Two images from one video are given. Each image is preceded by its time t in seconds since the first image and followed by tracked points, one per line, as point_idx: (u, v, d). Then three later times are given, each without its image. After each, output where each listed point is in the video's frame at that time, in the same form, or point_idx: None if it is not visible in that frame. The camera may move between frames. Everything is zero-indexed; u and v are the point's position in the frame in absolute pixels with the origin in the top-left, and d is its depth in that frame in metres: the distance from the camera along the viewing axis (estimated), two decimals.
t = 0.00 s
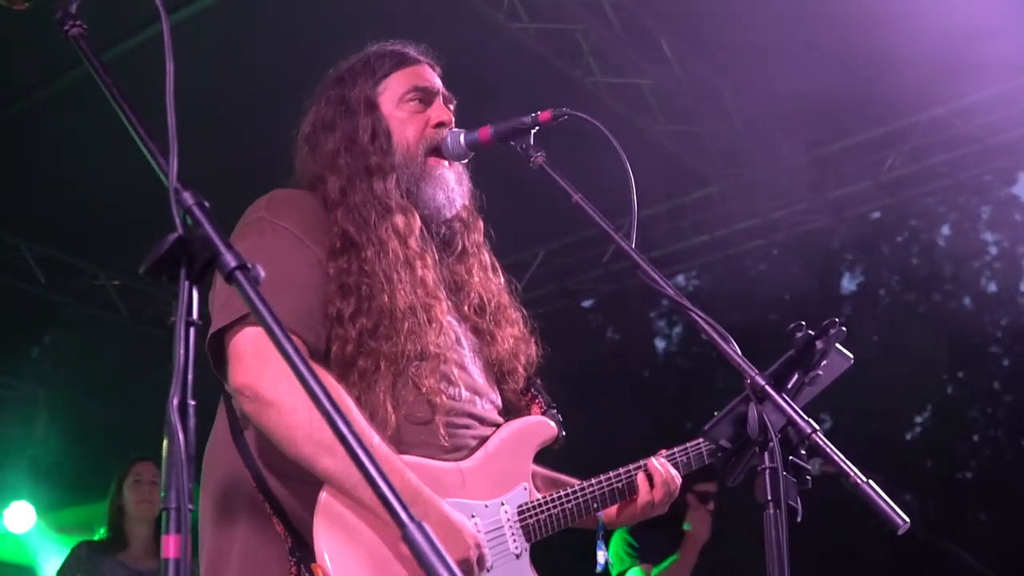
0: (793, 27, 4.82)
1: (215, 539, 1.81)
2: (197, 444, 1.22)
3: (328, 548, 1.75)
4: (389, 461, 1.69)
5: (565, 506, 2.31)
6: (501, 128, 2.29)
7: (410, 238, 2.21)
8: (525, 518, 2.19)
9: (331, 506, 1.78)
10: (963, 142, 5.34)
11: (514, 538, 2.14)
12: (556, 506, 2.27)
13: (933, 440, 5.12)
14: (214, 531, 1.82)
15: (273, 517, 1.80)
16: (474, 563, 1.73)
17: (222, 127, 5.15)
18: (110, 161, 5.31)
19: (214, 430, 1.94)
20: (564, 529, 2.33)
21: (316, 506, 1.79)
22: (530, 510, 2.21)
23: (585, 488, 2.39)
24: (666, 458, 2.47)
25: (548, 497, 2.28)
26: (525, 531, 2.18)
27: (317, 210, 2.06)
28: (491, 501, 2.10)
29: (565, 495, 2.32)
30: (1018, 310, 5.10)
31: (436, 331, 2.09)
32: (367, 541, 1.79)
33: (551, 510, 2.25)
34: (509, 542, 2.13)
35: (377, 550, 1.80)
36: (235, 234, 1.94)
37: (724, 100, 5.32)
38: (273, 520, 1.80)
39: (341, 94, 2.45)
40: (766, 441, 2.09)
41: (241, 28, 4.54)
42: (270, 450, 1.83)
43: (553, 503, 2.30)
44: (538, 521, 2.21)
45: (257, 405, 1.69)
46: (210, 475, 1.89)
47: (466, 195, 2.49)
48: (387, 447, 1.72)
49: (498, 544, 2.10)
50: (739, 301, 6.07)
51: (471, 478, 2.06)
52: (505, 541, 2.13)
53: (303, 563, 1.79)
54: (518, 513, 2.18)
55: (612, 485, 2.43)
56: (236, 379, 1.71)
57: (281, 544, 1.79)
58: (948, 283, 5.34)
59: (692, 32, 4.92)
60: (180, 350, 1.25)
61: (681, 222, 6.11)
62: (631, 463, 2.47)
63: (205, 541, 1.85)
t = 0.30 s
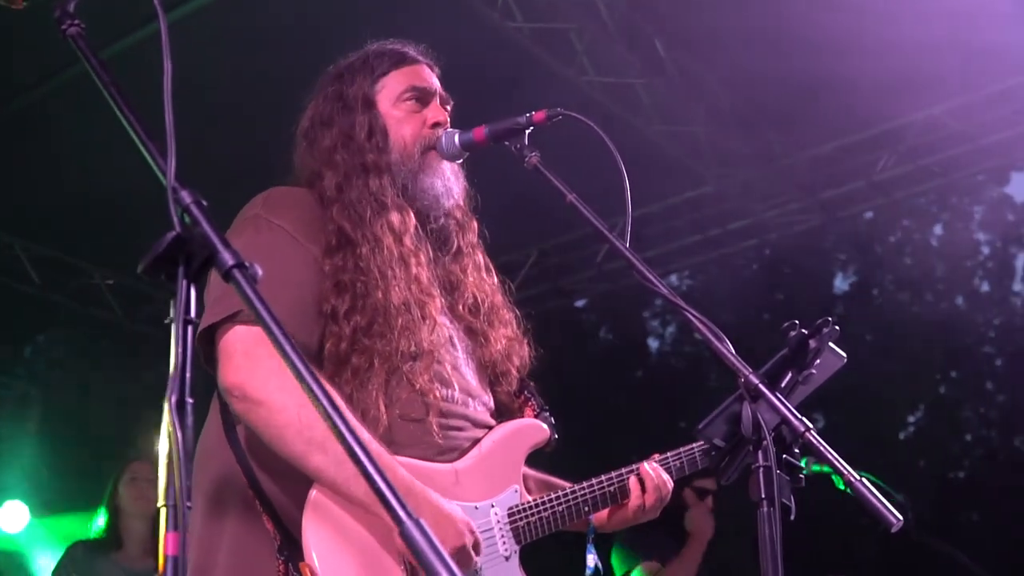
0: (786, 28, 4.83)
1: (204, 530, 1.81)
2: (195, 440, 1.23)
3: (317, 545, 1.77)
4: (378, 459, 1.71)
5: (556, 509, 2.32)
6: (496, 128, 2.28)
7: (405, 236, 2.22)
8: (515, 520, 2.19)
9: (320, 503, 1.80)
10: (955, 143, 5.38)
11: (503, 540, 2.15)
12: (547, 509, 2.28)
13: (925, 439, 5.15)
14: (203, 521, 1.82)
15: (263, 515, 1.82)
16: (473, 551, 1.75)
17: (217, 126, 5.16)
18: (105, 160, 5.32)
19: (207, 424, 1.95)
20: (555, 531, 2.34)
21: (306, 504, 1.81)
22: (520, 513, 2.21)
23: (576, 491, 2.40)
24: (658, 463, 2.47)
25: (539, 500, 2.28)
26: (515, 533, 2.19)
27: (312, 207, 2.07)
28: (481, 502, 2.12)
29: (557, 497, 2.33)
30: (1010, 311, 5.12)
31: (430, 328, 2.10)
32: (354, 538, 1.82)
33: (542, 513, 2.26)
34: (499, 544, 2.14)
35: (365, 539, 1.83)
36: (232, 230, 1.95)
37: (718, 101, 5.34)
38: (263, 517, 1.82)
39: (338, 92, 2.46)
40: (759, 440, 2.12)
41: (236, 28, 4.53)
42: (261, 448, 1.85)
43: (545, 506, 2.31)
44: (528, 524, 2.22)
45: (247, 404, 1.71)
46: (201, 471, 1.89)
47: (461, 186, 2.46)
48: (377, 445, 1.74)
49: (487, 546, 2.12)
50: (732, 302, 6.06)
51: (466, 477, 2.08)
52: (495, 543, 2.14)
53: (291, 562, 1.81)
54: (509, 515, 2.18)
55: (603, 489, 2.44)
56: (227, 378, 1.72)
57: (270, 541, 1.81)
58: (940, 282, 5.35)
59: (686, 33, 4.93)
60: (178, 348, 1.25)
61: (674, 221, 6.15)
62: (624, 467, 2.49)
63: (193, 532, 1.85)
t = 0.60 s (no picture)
0: (778, 29, 4.85)
1: (190, 532, 1.81)
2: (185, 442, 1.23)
3: (301, 545, 1.78)
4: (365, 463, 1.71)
5: (544, 513, 2.33)
6: (487, 131, 2.28)
7: (394, 239, 2.22)
8: (503, 523, 2.20)
9: (306, 503, 1.81)
10: (946, 143, 5.38)
11: (490, 544, 2.15)
12: (535, 512, 2.29)
13: (917, 440, 5.19)
14: (190, 523, 1.82)
15: (248, 517, 1.83)
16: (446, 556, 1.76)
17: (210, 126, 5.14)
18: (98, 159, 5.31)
19: (197, 424, 1.96)
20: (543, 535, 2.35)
21: (290, 505, 1.81)
22: (508, 516, 2.21)
23: (565, 496, 2.41)
24: (648, 466, 2.48)
25: (527, 503, 2.29)
26: (502, 536, 2.19)
27: (305, 208, 2.08)
28: (468, 506, 2.12)
29: (545, 502, 2.34)
30: (1001, 310, 5.19)
31: (419, 331, 2.10)
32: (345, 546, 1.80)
33: (529, 516, 2.27)
34: (485, 548, 2.14)
35: (355, 552, 1.80)
36: (223, 232, 1.96)
37: (710, 102, 5.36)
38: (249, 519, 1.83)
39: (330, 95, 2.46)
40: (749, 441, 2.12)
41: (229, 28, 4.52)
42: (249, 451, 1.85)
43: (533, 509, 2.31)
44: (515, 527, 2.22)
45: (237, 402, 1.71)
46: (189, 472, 1.89)
47: (453, 196, 2.48)
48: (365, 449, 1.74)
49: (473, 549, 2.12)
50: (725, 302, 6.08)
51: (452, 479, 2.08)
52: (480, 547, 2.14)
53: (275, 564, 1.81)
54: (496, 518, 2.19)
55: (593, 493, 2.46)
56: (218, 377, 1.73)
57: (255, 543, 1.82)
58: (932, 282, 5.43)
59: (679, 34, 4.94)
60: (168, 352, 1.25)
61: (666, 221, 6.15)
62: (614, 471, 2.50)
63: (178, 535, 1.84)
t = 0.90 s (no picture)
0: (769, 29, 4.86)
1: (184, 530, 1.83)
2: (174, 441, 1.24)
3: (294, 543, 1.78)
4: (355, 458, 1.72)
5: (536, 509, 2.34)
6: (476, 130, 2.29)
7: (382, 239, 2.23)
8: (495, 520, 2.21)
9: (297, 501, 1.80)
10: (938, 143, 5.40)
11: (482, 539, 2.16)
12: (527, 509, 2.30)
13: (909, 440, 5.23)
14: (184, 521, 1.84)
15: (241, 514, 1.84)
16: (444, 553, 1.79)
17: (201, 127, 5.14)
18: (89, 158, 5.32)
19: (189, 423, 1.96)
20: (537, 531, 2.36)
21: (283, 503, 1.81)
22: (500, 512, 2.22)
23: (556, 492, 2.42)
24: (641, 463, 2.49)
25: (518, 500, 2.30)
26: (494, 532, 2.20)
27: (291, 209, 2.08)
28: (461, 502, 2.12)
29: (537, 498, 2.35)
30: (994, 310, 5.16)
31: (407, 330, 2.11)
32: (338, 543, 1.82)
33: (521, 513, 2.28)
34: (478, 544, 2.15)
35: (349, 546, 1.83)
36: (212, 232, 1.96)
37: (702, 102, 5.37)
38: (241, 517, 1.83)
39: (321, 95, 2.47)
40: (737, 441, 2.13)
41: (217, 28, 4.51)
42: (238, 448, 1.85)
43: (525, 506, 2.32)
44: (507, 524, 2.24)
45: (225, 403, 1.71)
46: (183, 471, 1.90)
47: (441, 192, 2.47)
48: (353, 446, 1.75)
49: (466, 545, 2.12)
50: (717, 301, 6.12)
51: (441, 476, 2.08)
52: (473, 542, 2.15)
53: (268, 560, 1.82)
54: (488, 514, 2.19)
55: (585, 489, 2.46)
56: (205, 378, 1.73)
57: (248, 540, 1.82)
58: (925, 283, 5.43)
59: (670, 33, 4.95)
60: (158, 352, 1.26)
61: (657, 222, 6.17)
62: (607, 468, 2.50)
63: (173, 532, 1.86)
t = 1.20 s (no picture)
0: (760, 29, 4.88)
1: (174, 528, 1.83)
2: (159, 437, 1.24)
3: (282, 543, 1.78)
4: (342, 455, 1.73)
5: (525, 507, 2.34)
6: (463, 128, 2.29)
7: (369, 240, 2.24)
8: (483, 517, 2.21)
9: (285, 499, 1.81)
10: (931, 143, 5.38)
11: (471, 537, 2.16)
12: (515, 506, 2.30)
13: (903, 440, 5.26)
14: (174, 520, 1.84)
15: (229, 513, 1.84)
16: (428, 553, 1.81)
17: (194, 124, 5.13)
18: (80, 156, 5.30)
19: (177, 423, 1.96)
20: (526, 529, 2.36)
21: (271, 502, 1.81)
22: (488, 510, 2.22)
23: (545, 491, 2.42)
24: (630, 462, 2.49)
25: (507, 497, 2.30)
26: (483, 530, 2.20)
27: (278, 209, 2.08)
28: (449, 500, 2.13)
29: (525, 496, 2.35)
30: (986, 310, 5.23)
31: (394, 330, 2.12)
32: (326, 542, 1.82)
33: (510, 511, 2.28)
34: (467, 542, 2.15)
35: (335, 545, 1.83)
36: (198, 233, 1.97)
37: (694, 102, 5.38)
38: (229, 516, 1.83)
39: (306, 97, 2.47)
40: (724, 439, 2.14)
41: (210, 26, 4.52)
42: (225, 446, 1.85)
43: (513, 505, 2.33)
44: (495, 521, 2.23)
45: (212, 403, 1.72)
46: (172, 473, 1.90)
47: (429, 192, 2.48)
48: (339, 445, 1.76)
49: (455, 544, 2.12)
50: (712, 301, 6.16)
51: (428, 474, 2.08)
52: (462, 541, 2.15)
53: (257, 558, 1.82)
54: (477, 512, 2.19)
55: (573, 488, 2.47)
56: (192, 377, 1.73)
57: (237, 539, 1.83)
58: (918, 283, 5.46)
59: (662, 32, 4.96)
60: (144, 348, 1.26)
61: (649, 222, 6.14)
62: (595, 467, 2.51)
63: (164, 531, 1.87)
